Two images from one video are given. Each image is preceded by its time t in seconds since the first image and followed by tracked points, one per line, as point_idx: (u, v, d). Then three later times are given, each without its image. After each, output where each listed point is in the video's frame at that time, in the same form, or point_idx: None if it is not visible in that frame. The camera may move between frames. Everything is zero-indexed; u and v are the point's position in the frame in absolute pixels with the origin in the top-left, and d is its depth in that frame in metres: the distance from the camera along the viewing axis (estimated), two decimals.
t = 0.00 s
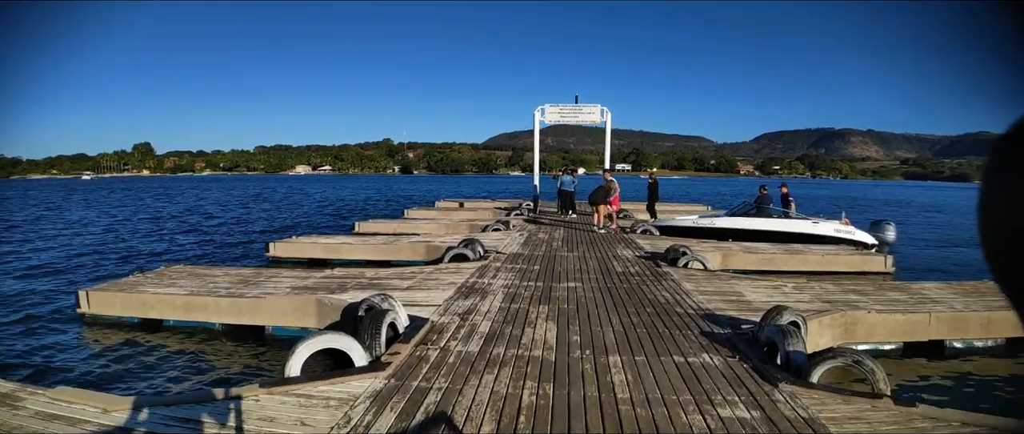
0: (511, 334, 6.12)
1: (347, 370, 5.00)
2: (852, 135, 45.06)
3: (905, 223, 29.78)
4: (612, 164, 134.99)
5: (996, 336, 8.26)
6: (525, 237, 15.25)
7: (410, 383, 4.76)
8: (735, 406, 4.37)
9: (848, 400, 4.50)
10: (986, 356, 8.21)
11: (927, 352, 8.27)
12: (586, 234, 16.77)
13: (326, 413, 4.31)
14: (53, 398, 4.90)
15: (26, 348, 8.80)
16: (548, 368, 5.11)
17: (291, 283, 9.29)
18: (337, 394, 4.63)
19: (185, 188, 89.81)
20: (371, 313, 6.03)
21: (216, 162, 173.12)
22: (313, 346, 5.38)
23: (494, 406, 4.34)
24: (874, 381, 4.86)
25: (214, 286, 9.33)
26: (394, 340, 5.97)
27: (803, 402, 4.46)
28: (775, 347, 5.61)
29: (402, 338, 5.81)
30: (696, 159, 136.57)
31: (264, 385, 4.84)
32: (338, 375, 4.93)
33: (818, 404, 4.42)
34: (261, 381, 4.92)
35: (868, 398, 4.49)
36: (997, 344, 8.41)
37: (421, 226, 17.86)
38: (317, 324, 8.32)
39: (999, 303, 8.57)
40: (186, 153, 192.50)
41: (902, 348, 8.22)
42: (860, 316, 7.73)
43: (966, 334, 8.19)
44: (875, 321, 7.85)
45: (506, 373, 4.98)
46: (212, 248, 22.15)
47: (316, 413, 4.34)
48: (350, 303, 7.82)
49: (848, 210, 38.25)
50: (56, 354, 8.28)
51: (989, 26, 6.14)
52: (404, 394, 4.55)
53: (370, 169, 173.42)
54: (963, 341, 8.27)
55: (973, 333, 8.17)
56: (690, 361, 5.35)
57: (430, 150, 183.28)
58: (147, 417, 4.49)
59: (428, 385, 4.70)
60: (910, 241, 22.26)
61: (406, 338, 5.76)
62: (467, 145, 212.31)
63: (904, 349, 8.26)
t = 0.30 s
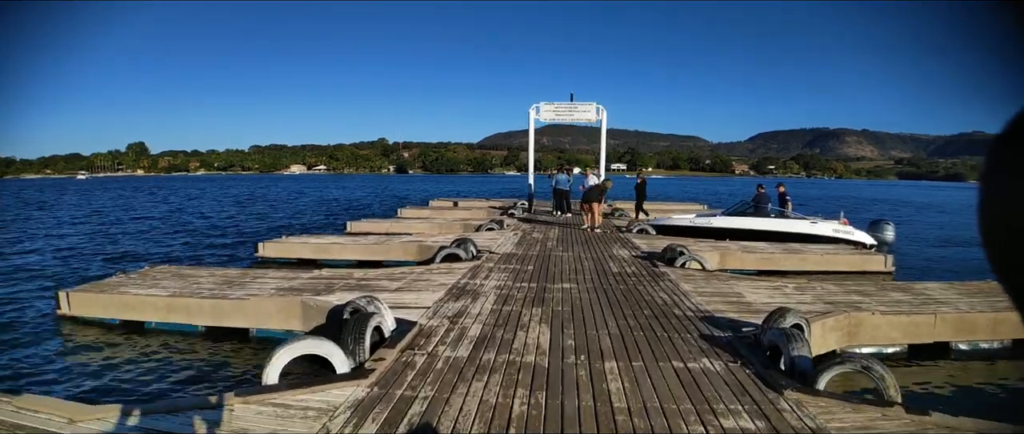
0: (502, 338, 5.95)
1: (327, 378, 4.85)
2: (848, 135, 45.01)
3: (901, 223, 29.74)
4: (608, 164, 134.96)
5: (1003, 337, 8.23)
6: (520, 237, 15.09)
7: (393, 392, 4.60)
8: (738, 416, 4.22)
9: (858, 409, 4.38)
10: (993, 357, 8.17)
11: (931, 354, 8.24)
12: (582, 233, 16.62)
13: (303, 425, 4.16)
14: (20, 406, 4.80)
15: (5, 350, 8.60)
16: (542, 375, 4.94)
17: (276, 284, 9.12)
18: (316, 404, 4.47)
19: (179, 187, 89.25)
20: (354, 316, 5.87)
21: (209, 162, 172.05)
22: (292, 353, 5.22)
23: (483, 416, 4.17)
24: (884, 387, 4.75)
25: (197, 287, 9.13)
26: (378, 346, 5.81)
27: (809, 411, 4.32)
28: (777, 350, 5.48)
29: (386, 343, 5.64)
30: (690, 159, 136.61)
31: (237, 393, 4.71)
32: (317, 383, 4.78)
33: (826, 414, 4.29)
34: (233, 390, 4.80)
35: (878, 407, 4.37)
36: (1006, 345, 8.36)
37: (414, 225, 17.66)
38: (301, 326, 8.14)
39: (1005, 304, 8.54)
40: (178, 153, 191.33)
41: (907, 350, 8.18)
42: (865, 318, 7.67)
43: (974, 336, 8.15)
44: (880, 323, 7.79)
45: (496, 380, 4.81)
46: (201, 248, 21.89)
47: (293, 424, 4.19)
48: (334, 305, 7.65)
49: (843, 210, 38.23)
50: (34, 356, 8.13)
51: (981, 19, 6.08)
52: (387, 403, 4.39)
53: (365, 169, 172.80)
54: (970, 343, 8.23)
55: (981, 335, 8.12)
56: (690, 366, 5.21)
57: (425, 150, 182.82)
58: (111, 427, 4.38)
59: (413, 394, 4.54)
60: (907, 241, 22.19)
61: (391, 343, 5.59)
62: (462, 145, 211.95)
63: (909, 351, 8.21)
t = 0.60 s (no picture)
0: (487, 343, 5.76)
1: (295, 387, 4.68)
2: (838, 134, 45.11)
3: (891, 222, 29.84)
4: (600, 164, 135.06)
5: (1005, 338, 8.24)
6: (509, 236, 14.91)
7: (366, 401, 4.42)
8: (737, 426, 4.05)
9: (865, 418, 4.25)
10: (996, 358, 8.15)
11: (933, 355, 8.21)
12: (573, 233, 16.47)
13: None
14: None
15: None
16: (528, 383, 4.75)
17: (254, 287, 8.91)
18: (284, 414, 4.30)
19: (167, 188, 88.37)
20: (330, 320, 5.69)
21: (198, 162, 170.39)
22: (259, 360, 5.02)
23: (463, 428, 3.98)
24: (892, 395, 4.67)
25: (173, 289, 8.90)
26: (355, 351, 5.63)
27: (813, 421, 4.18)
28: (776, 355, 5.36)
29: (363, 348, 5.46)
30: (682, 158, 136.90)
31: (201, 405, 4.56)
32: (285, 391, 4.62)
33: (831, 423, 4.17)
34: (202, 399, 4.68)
35: (887, 416, 4.25)
36: (1008, 346, 8.35)
37: (402, 225, 17.43)
38: (278, 329, 7.91)
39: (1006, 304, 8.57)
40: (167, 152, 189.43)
41: (909, 352, 8.14)
42: (865, 320, 7.61)
43: (975, 336, 8.14)
44: (880, 325, 7.75)
45: (479, 389, 4.62)
46: (185, 249, 21.53)
47: None
48: (312, 308, 7.43)
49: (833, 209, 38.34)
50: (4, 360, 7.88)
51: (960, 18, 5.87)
52: (361, 414, 4.20)
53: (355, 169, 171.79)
54: (971, 344, 8.24)
55: (982, 336, 8.15)
56: (684, 372, 5.04)
57: (416, 150, 182.12)
58: None
59: (388, 404, 4.35)
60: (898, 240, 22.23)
61: (368, 348, 5.40)
62: (454, 145, 211.32)
63: (910, 353, 8.17)
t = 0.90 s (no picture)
0: (480, 348, 5.62)
1: (276, 395, 4.54)
2: (834, 135, 45.09)
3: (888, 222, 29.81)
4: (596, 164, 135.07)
5: (1014, 340, 8.15)
6: (505, 236, 14.79)
7: (350, 411, 4.27)
8: None
9: (878, 427, 4.15)
10: (1004, 361, 8.07)
11: (940, 357, 8.13)
12: (569, 232, 16.34)
13: None
14: None
15: None
16: (524, 392, 4.60)
17: (240, 289, 8.75)
18: (265, 425, 4.17)
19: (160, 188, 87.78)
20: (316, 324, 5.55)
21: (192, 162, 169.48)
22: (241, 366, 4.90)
23: None
24: (907, 403, 4.53)
25: (158, 291, 8.74)
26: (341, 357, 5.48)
27: (826, 430, 4.07)
28: (782, 359, 5.26)
29: (352, 352, 5.31)
30: (677, 159, 136.95)
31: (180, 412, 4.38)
32: (267, 400, 4.47)
33: None
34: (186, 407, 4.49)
35: (901, 426, 4.15)
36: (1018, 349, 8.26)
37: (397, 225, 17.25)
38: (264, 332, 7.72)
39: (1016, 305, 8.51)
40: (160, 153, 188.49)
41: (916, 354, 8.05)
42: (871, 322, 7.52)
43: (985, 339, 8.05)
44: (887, 326, 7.66)
45: (472, 397, 4.48)
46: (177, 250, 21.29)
47: None
48: (301, 311, 7.26)
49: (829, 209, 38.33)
50: None
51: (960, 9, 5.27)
52: (346, 424, 4.06)
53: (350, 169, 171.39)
54: (979, 346, 8.12)
55: (989, 337, 8.03)
56: (688, 379, 4.91)
57: (412, 150, 181.86)
58: None
59: (376, 414, 4.20)
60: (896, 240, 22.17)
61: (357, 354, 5.26)
62: (449, 145, 211.02)
63: (917, 355, 8.08)
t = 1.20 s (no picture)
0: (467, 355, 5.44)
1: (251, 407, 4.34)
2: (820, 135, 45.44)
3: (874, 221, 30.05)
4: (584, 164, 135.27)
5: (1015, 342, 8.11)
6: (493, 237, 14.62)
7: (330, 425, 4.08)
8: None
9: None
10: (1004, 363, 8.04)
11: (938, 359, 8.09)
12: (558, 233, 16.22)
13: None
14: None
15: None
16: (512, 403, 4.42)
17: (220, 293, 8.51)
18: None
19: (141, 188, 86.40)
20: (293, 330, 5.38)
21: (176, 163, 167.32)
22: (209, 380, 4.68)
23: None
24: (917, 411, 4.42)
25: (134, 295, 8.46)
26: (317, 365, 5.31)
27: None
28: (782, 365, 5.15)
29: (331, 361, 5.12)
30: (665, 159, 137.59)
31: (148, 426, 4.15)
32: (239, 413, 4.27)
33: None
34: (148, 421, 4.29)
35: None
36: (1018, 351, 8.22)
37: (383, 225, 17.02)
38: (243, 338, 7.50)
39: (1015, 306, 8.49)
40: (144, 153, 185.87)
41: (915, 356, 8.00)
42: (869, 324, 7.46)
43: (986, 341, 8.00)
44: (885, 328, 7.60)
45: (457, 410, 4.30)
46: (158, 252, 20.89)
47: None
48: (280, 315, 7.03)
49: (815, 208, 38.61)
50: None
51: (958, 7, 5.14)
52: None
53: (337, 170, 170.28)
54: (979, 349, 8.08)
55: (991, 339, 7.97)
56: (684, 387, 4.77)
57: (400, 150, 181.04)
58: None
59: (355, 429, 4.01)
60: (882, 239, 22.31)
61: (336, 362, 5.07)
62: (437, 146, 210.41)
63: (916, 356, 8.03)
